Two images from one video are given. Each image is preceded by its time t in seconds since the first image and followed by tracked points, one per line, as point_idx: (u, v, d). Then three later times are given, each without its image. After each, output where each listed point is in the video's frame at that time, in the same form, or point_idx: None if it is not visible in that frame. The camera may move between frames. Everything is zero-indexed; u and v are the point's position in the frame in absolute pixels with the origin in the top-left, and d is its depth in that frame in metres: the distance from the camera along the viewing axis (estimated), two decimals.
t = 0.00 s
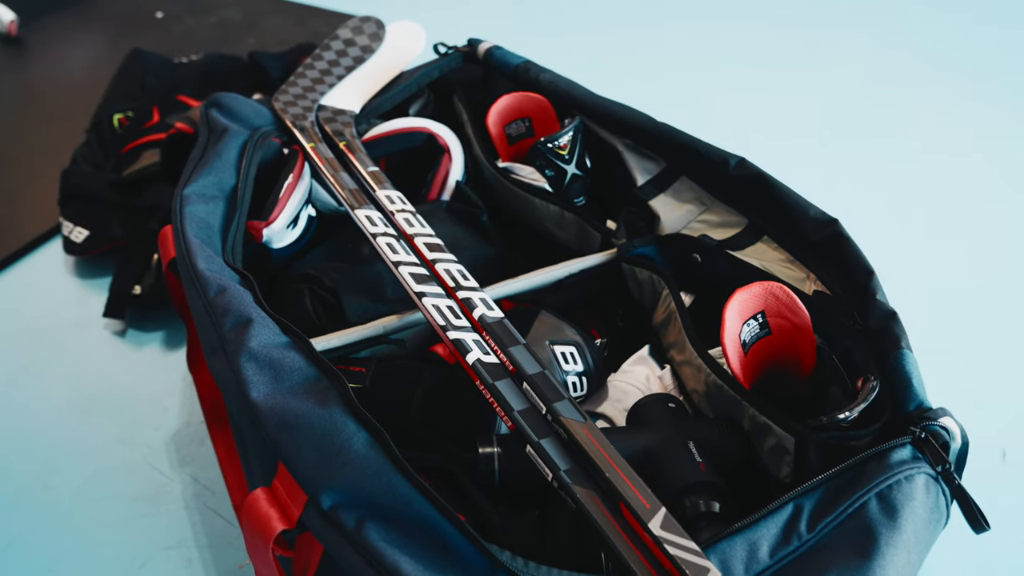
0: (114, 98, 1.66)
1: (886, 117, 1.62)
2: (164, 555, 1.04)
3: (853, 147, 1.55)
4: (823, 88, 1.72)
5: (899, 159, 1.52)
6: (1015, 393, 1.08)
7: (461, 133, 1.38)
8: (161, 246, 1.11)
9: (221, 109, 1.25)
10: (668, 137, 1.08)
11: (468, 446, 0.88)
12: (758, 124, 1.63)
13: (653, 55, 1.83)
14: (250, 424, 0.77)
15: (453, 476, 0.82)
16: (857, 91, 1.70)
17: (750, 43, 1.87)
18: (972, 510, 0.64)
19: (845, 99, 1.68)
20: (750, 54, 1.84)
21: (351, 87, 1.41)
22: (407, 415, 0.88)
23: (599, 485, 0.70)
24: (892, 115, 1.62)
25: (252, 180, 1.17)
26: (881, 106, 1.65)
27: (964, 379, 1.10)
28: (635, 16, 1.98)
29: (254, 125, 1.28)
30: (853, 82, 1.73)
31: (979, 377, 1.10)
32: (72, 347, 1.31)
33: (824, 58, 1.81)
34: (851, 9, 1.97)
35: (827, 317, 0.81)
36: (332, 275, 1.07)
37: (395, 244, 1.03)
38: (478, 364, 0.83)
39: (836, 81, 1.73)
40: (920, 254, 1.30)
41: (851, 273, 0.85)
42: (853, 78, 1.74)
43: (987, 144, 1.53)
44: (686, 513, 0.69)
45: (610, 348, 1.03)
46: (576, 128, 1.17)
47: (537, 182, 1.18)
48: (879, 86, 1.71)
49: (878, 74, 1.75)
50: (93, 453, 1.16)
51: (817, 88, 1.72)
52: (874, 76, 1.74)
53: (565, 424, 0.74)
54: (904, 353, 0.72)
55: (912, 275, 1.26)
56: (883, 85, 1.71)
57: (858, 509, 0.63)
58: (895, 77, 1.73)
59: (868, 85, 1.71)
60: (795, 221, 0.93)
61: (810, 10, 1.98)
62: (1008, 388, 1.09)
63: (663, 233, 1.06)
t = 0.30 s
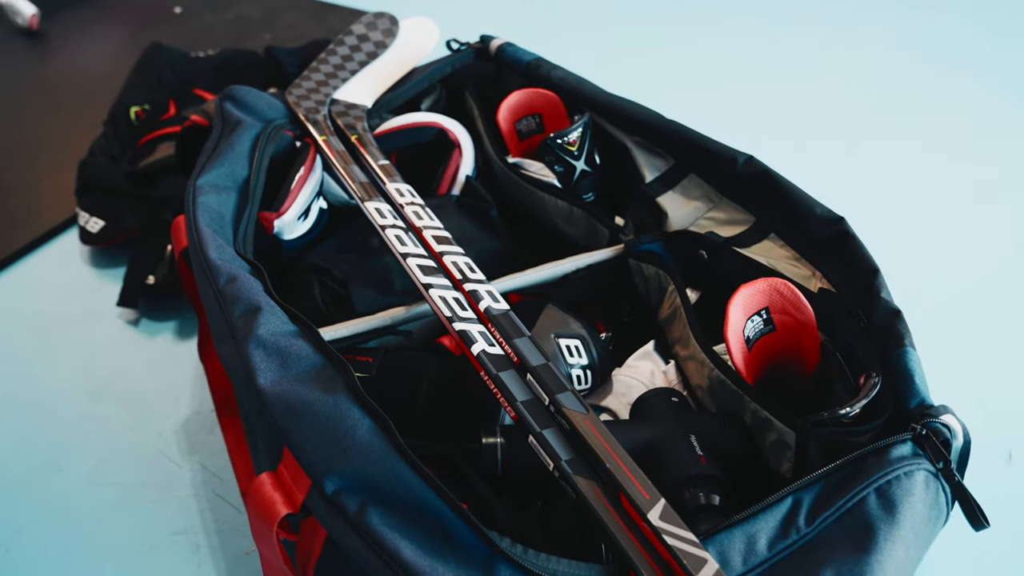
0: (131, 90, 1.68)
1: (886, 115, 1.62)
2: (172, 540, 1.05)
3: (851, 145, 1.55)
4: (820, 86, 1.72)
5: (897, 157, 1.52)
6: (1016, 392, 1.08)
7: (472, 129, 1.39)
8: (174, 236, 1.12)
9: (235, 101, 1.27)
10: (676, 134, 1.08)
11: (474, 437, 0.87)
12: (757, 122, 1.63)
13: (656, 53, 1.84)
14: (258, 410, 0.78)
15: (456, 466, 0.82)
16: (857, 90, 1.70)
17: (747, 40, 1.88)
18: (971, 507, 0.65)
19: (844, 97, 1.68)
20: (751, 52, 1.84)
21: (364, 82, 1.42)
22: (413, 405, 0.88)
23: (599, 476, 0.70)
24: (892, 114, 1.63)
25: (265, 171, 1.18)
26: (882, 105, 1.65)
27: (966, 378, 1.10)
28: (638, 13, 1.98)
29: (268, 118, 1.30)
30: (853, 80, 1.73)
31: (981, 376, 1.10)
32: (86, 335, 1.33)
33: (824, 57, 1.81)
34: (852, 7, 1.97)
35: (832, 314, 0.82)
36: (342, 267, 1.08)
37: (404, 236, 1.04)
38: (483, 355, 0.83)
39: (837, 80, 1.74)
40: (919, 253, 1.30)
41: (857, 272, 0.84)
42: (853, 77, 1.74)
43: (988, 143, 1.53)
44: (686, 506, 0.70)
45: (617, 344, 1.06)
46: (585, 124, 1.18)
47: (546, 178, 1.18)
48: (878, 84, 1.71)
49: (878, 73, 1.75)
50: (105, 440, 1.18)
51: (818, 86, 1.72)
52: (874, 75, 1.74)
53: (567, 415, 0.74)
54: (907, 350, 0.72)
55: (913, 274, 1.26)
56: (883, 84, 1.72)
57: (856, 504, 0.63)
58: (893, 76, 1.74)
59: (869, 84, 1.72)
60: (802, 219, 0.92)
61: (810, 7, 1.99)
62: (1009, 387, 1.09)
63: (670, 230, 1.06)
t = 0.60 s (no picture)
0: (148, 84, 1.70)
1: (891, 115, 1.62)
2: (180, 527, 1.07)
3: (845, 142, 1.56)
4: (819, 83, 1.73)
5: (898, 156, 1.52)
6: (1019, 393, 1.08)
7: (482, 124, 1.40)
8: (186, 226, 1.14)
9: (249, 94, 1.28)
10: (684, 131, 1.08)
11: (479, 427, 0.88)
12: (760, 120, 1.63)
13: (661, 51, 1.84)
14: (265, 396, 0.79)
15: (458, 455, 0.83)
16: (870, 90, 1.70)
17: (745, 38, 1.89)
18: (970, 503, 0.65)
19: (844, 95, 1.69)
20: (755, 52, 1.84)
21: (376, 77, 1.43)
22: (419, 395, 0.89)
23: (600, 466, 0.71)
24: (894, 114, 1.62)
25: (277, 164, 1.20)
26: (884, 105, 1.65)
27: (968, 377, 1.10)
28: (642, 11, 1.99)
29: (281, 112, 1.31)
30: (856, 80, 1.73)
31: (989, 378, 1.10)
32: (100, 324, 1.35)
33: (826, 56, 1.81)
34: (855, 7, 1.97)
35: (836, 312, 0.82)
36: (351, 258, 1.09)
37: (412, 228, 1.05)
38: (488, 345, 0.84)
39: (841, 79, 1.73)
40: (917, 250, 1.30)
41: (862, 269, 0.85)
42: (855, 76, 1.74)
43: (990, 142, 1.53)
44: (686, 498, 0.70)
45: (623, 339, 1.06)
46: (594, 121, 1.18)
47: (555, 174, 1.19)
48: (890, 84, 1.71)
49: (880, 71, 1.75)
50: (117, 427, 1.19)
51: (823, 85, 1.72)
52: (878, 74, 1.74)
53: (570, 407, 0.75)
54: (909, 347, 0.72)
55: (916, 273, 1.26)
56: (884, 83, 1.71)
57: (855, 498, 0.63)
58: (892, 75, 1.73)
59: (871, 83, 1.72)
60: (808, 217, 0.93)
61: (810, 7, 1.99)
62: (1010, 387, 1.09)
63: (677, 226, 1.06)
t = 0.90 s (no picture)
0: (164, 78, 1.72)
1: (903, 116, 1.61)
2: (187, 514, 1.08)
3: (847, 140, 1.56)
4: (823, 82, 1.72)
5: (899, 155, 1.51)
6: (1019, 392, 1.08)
7: (493, 120, 1.40)
8: (198, 216, 1.15)
9: (262, 88, 1.30)
10: (692, 128, 1.08)
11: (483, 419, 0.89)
12: (762, 119, 1.63)
13: (664, 49, 1.84)
14: (272, 383, 0.80)
15: (463, 445, 0.84)
16: (882, 91, 1.69)
17: (744, 36, 1.89)
18: (970, 500, 0.65)
19: (844, 95, 1.68)
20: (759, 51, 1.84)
21: (388, 72, 1.43)
22: (424, 386, 0.90)
23: (601, 457, 0.71)
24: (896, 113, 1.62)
25: (288, 156, 1.21)
26: (884, 104, 1.65)
27: (969, 376, 1.09)
28: (645, 8, 1.99)
29: (294, 106, 1.32)
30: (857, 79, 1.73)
31: (998, 380, 1.09)
32: (112, 314, 1.37)
33: (828, 55, 1.81)
34: (857, 6, 1.97)
35: (840, 309, 0.82)
36: (360, 250, 1.10)
37: (421, 221, 1.06)
38: (492, 337, 0.85)
39: (843, 78, 1.74)
40: (918, 248, 1.30)
41: (867, 266, 0.85)
42: (856, 75, 1.74)
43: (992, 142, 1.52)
44: (686, 490, 0.71)
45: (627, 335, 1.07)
46: (603, 117, 1.18)
47: (564, 169, 1.19)
48: (903, 85, 1.70)
49: (881, 71, 1.75)
50: (128, 415, 1.21)
51: (834, 86, 1.71)
52: (878, 73, 1.74)
53: (573, 398, 0.75)
54: (912, 344, 0.73)
55: (927, 275, 1.25)
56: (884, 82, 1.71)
57: (853, 492, 0.64)
58: (894, 75, 1.73)
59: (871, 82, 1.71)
60: (814, 215, 0.93)
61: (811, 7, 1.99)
62: (1010, 386, 1.08)
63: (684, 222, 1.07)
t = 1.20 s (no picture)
0: (179, 73, 1.74)
1: (915, 116, 1.60)
2: (195, 501, 1.10)
3: (842, 139, 1.55)
4: (832, 82, 1.72)
5: (899, 153, 1.51)
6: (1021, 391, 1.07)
7: (502, 116, 1.41)
8: (209, 207, 1.17)
9: (274, 81, 1.31)
10: (700, 125, 1.09)
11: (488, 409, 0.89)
12: (762, 117, 1.62)
13: (665, 46, 1.84)
14: (279, 370, 0.82)
15: (467, 436, 0.84)
16: (897, 91, 1.68)
17: (741, 35, 1.89)
18: (969, 496, 0.65)
19: (851, 95, 1.68)
20: (759, 50, 1.84)
21: (399, 68, 1.44)
22: (429, 376, 0.91)
23: (601, 447, 0.72)
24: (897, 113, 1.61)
25: (299, 149, 1.22)
26: (893, 104, 1.64)
27: (971, 375, 1.09)
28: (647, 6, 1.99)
29: (305, 99, 1.34)
30: (851, 79, 1.72)
31: (1007, 380, 1.08)
32: (125, 304, 1.39)
33: (838, 56, 1.80)
34: (866, 7, 1.96)
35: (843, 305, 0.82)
36: (368, 243, 1.11)
37: (428, 214, 1.06)
38: (498, 328, 0.86)
39: (837, 78, 1.73)
40: (918, 246, 1.29)
41: (871, 263, 0.85)
42: (851, 75, 1.74)
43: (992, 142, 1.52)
44: (686, 482, 0.72)
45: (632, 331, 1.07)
46: (612, 113, 1.18)
47: (572, 165, 1.19)
48: (920, 86, 1.68)
49: (880, 71, 1.74)
50: (139, 403, 1.23)
51: (845, 86, 1.70)
52: (877, 73, 1.74)
53: (576, 389, 0.76)
54: (914, 340, 0.73)
55: (936, 275, 1.24)
56: (883, 81, 1.71)
57: (852, 485, 0.64)
58: (894, 74, 1.73)
59: (867, 81, 1.71)
60: (820, 212, 0.93)
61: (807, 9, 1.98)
62: (1011, 385, 1.07)
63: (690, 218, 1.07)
